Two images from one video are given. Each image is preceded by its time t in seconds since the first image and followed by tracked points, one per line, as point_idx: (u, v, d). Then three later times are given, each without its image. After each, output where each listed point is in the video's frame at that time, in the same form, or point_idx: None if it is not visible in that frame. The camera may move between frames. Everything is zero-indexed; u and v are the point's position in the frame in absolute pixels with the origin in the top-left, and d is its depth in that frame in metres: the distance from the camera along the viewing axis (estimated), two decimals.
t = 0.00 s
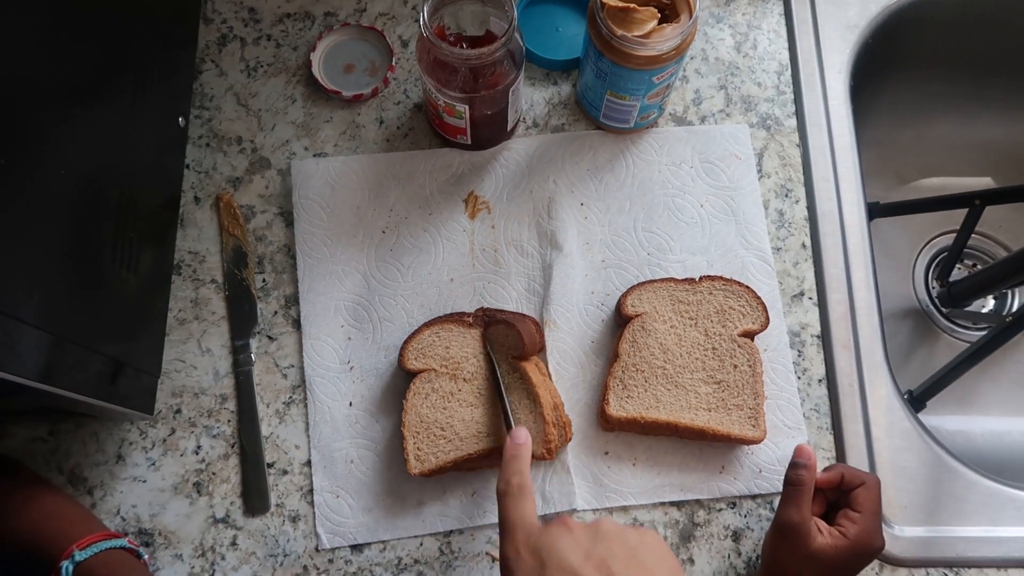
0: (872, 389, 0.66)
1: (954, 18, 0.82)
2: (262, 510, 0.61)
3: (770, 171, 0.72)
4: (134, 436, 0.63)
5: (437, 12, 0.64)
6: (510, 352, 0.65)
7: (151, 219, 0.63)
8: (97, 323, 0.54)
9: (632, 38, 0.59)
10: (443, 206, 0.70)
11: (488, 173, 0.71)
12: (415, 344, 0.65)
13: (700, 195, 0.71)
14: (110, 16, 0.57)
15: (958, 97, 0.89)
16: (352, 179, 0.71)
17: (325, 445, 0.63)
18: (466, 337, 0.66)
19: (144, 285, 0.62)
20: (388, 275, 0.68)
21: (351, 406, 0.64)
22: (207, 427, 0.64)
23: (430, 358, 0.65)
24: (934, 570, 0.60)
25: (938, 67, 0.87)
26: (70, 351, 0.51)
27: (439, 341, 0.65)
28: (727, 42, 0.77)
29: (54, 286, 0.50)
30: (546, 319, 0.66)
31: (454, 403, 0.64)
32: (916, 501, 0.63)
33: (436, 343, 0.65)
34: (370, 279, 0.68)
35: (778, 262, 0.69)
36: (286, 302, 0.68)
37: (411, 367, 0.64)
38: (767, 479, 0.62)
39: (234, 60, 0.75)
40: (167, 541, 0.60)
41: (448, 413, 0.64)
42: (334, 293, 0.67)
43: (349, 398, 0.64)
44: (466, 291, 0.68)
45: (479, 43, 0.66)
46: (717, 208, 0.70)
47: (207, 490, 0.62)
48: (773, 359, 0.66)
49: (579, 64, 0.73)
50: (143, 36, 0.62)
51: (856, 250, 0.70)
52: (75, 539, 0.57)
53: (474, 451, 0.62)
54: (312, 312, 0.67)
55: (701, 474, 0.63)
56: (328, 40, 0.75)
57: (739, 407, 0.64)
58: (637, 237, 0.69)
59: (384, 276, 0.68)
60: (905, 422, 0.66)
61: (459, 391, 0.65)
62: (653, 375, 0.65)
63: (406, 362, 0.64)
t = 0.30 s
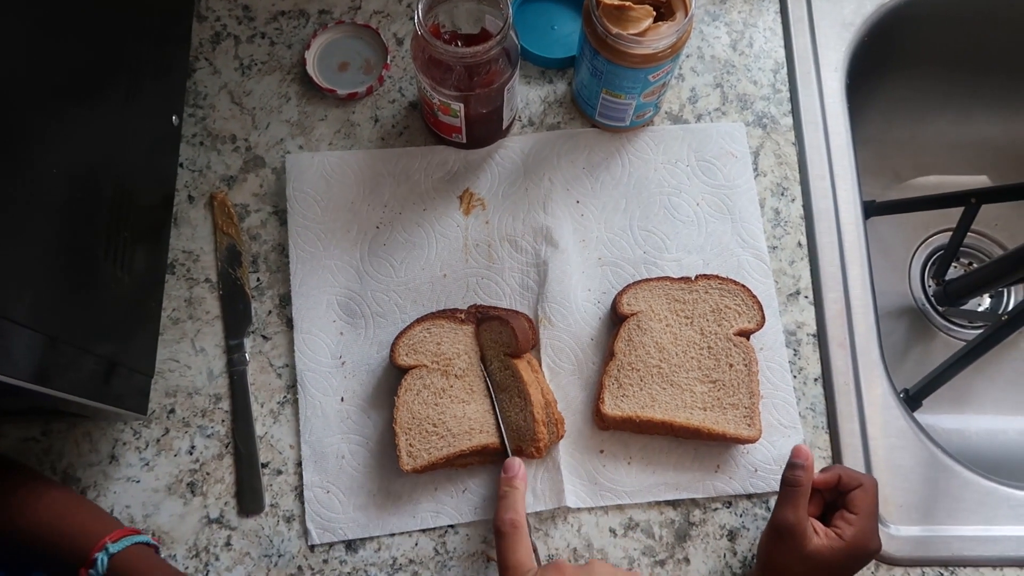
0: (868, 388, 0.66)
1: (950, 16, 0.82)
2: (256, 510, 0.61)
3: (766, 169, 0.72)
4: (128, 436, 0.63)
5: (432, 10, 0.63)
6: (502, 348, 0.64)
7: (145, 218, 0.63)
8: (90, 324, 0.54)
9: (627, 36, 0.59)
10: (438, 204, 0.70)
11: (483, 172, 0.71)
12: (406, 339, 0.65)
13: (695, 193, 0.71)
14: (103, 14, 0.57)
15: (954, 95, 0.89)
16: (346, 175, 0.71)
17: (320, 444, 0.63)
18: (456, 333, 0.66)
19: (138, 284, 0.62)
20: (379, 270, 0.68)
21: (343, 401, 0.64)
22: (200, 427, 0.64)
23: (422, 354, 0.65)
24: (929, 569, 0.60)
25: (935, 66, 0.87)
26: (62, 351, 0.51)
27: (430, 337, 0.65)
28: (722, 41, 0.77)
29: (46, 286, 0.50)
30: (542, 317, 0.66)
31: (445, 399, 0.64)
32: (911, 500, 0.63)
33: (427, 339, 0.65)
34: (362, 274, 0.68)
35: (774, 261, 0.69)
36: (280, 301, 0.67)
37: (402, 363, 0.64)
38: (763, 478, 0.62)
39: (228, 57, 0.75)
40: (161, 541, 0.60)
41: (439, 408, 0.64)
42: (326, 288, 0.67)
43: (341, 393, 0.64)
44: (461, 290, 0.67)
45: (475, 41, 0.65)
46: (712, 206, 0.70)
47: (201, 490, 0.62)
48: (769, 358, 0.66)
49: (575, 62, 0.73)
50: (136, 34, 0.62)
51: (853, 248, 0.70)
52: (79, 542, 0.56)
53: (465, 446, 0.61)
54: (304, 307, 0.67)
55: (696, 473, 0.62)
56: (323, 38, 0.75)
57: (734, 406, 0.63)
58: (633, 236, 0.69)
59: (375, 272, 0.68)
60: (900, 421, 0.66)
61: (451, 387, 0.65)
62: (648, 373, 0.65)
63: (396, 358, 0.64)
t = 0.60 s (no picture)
0: (865, 389, 0.66)
1: (948, 16, 0.81)
2: (253, 512, 0.61)
3: (764, 170, 0.72)
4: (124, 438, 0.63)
5: (428, 11, 0.63)
6: (503, 352, 0.64)
7: (140, 220, 0.63)
8: (86, 326, 0.54)
9: (623, 37, 0.59)
10: (435, 206, 0.70)
11: (480, 172, 0.71)
12: (403, 344, 0.65)
13: (692, 194, 0.70)
14: (98, 16, 0.56)
15: (952, 95, 0.88)
16: (343, 177, 0.71)
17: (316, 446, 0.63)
18: (454, 337, 0.66)
19: (134, 286, 0.61)
20: (377, 274, 0.68)
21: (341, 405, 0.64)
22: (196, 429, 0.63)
23: (419, 359, 0.65)
24: (926, 570, 0.60)
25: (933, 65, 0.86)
26: (58, 354, 0.51)
27: (428, 341, 0.65)
28: (720, 41, 0.77)
29: (41, 289, 0.50)
30: (539, 319, 0.66)
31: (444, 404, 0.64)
32: (909, 501, 0.63)
33: (424, 344, 0.65)
34: (360, 278, 0.67)
35: (771, 262, 0.69)
36: (277, 302, 0.67)
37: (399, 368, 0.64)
38: (760, 480, 0.62)
39: (224, 58, 0.74)
40: (157, 543, 0.60)
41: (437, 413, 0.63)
42: (323, 292, 0.67)
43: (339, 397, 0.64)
44: (458, 291, 0.67)
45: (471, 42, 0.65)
46: (710, 207, 0.70)
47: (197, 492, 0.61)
48: (767, 359, 0.65)
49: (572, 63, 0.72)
50: (131, 35, 0.61)
51: (850, 249, 0.70)
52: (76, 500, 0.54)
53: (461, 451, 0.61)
54: (301, 311, 0.66)
55: (694, 475, 0.62)
56: (319, 39, 0.75)
57: (731, 407, 0.63)
58: (630, 237, 0.69)
59: (373, 276, 0.68)
60: (898, 422, 0.66)
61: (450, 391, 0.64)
62: (646, 375, 0.65)
63: (393, 363, 0.64)
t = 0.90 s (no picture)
0: (866, 387, 0.66)
1: (951, 14, 0.81)
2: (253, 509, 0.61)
3: (766, 168, 0.72)
4: (124, 435, 0.62)
5: (430, 7, 0.63)
6: (505, 349, 0.64)
7: (141, 216, 0.63)
8: (87, 322, 0.54)
9: (626, 34, 0.58)
10: (436, 204, 0.70)
11: (482, 170, 0.71)
12: (404, 341, 0.65)
13: (694, 192, 0.70)
14: (98, 11, 0.56)
15: (954, 93, 0.88)
16: (344, 174, 0.70)
17: (317, 443, 0.63)
18: (455, 335, 0.65)
19: (134, 282, 0.61)
20: (379, 271, 0.67)
21: (342, 403, 0.64)
22: (197, 426, 0.63)
23: (420, 356, 0.64)
24: (927, 569, 0.60)
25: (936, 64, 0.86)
26: (59, 350, 0.51)
27: (429, 338, 0.65)
28: (722, 38, 0.76)
29: (42, 285, 0.49)
30: (541, 316, 0.66)
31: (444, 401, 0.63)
32: (910, 500, 0.63)
33: (425, 341, 0.65)
34: (361, 275, 0.67)
35: (773, 260, 0.69)
36: (278, 299, 0.67)
37: (400, 365, 0.64)
38: (762, 478, 0.62)
39: (225, 54, 0.74)
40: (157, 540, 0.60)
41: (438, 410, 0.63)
42: (324, 289, 0.67)
43: (340, 394, 0.64)
44: (459, 289, 0.67)
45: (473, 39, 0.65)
46: (712, 205, 0.70)
47: (198, 489, 0.61)
48: (768, 357, 0.65)
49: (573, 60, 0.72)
50: (132, 30, 0.61)
51: (852, 247, 0.69)
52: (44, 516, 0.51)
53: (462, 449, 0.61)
54: (303, 308, 0.66)
55: (695, 473, 0.62)
56: (320, 35, 0.75)
57: (733, 405, 0.63)
58: (633, 235, 0.69)
59: (374, 272, 0.67)
60: (900, 421, 0.65)
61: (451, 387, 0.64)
62: (647, 373, 0.64)
63: (395, 360, 0.64)
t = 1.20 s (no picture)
0: (862, 386, 0.66)
1: (947, 14, 0.82)
2: (251, 508, 0.61)
3: (763, 167, 0.72)
4: (122, 433, 0.63)
5: (427, 7, 0.63)
6: (502, 348, 0.64)
7: (139, 215, 0.63)
8: (85, 321, 0.54)
9: (623, 33, 0.59)
10: (434, 203, 0.70)
11: (480, 169, 0.71)
12: (401, 340, 0.65)
13: (692, 191, 0.71)
14: (97, 11, 0.56)
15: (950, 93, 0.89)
16: (342, 173, 0.71)
17: (315, 442, 0.63)
18: (452, 333, 0.66)
19: (132, 282, 0.61)
20: (377, 270, 0.68)
21: (340, 401, 0.64)
22: (195, 424, 0.63)
23: (418, 354, 0.64)
24: (923, 567, 0.61)
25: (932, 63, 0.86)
26: (58, 349, 0.51)
27: (426, 337, 0.65)
28: (719, 38, 0.77)
29: (40, 284, 0.50)
30: (538, 315, 0.66)
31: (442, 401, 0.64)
32: (906, 498, 0.63)
33: (423, 339, 0.65)
34: (359, 274, 0.68)
35: (770, 259, 0.69)
36: (276, 298, 0.67)
37: (398, 364, 0.64)
38: (758, 476, 0.62)
39: (224, 54, 0.74)
40: (155, 538, 0.60)
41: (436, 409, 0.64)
42: (323, 287, 0.67)
43: (338, 393, 0.64)
44: (457, 288, 0.67)
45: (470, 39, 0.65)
46: (709, 204, 0.70)
47: (196, 487, 0.61)
48: (765, 356, 0.66)
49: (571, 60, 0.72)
50: (131, 30, 0.61)
51: (848, 246, 0.70)
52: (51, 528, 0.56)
53: (459, 447, 0.61)
54: (301, 307, 0.66)
55: (691, 471, 0.62)
56: (318, 35, 0.75)
57: (730, 403, 0.63)
58: (630, 234, 0.69)
59: (372, 271, 0.68)
60: (896, 419, 0.66)
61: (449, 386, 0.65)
62: (644, 371, 0.65)
63: (392, 358, 0.64)
